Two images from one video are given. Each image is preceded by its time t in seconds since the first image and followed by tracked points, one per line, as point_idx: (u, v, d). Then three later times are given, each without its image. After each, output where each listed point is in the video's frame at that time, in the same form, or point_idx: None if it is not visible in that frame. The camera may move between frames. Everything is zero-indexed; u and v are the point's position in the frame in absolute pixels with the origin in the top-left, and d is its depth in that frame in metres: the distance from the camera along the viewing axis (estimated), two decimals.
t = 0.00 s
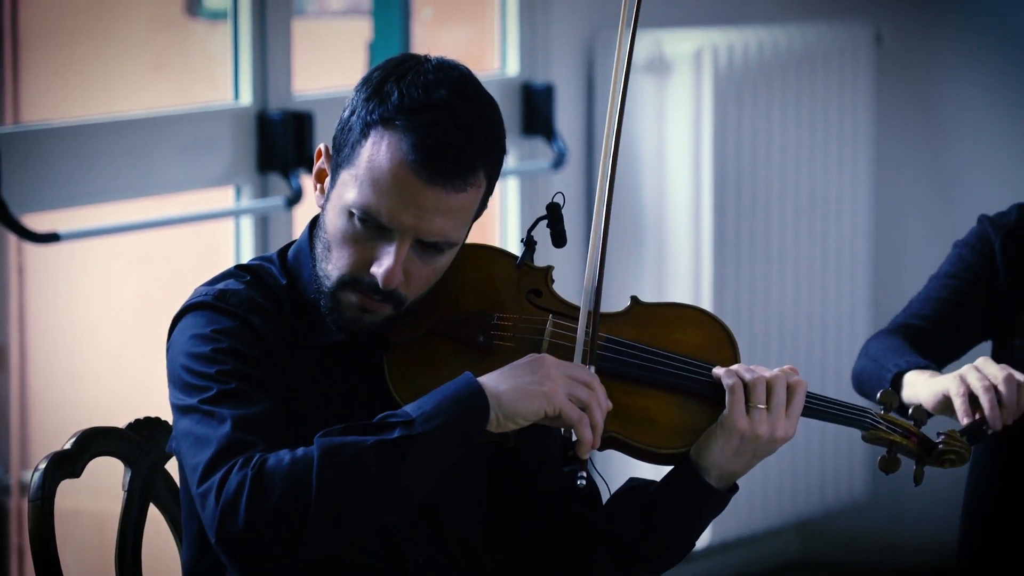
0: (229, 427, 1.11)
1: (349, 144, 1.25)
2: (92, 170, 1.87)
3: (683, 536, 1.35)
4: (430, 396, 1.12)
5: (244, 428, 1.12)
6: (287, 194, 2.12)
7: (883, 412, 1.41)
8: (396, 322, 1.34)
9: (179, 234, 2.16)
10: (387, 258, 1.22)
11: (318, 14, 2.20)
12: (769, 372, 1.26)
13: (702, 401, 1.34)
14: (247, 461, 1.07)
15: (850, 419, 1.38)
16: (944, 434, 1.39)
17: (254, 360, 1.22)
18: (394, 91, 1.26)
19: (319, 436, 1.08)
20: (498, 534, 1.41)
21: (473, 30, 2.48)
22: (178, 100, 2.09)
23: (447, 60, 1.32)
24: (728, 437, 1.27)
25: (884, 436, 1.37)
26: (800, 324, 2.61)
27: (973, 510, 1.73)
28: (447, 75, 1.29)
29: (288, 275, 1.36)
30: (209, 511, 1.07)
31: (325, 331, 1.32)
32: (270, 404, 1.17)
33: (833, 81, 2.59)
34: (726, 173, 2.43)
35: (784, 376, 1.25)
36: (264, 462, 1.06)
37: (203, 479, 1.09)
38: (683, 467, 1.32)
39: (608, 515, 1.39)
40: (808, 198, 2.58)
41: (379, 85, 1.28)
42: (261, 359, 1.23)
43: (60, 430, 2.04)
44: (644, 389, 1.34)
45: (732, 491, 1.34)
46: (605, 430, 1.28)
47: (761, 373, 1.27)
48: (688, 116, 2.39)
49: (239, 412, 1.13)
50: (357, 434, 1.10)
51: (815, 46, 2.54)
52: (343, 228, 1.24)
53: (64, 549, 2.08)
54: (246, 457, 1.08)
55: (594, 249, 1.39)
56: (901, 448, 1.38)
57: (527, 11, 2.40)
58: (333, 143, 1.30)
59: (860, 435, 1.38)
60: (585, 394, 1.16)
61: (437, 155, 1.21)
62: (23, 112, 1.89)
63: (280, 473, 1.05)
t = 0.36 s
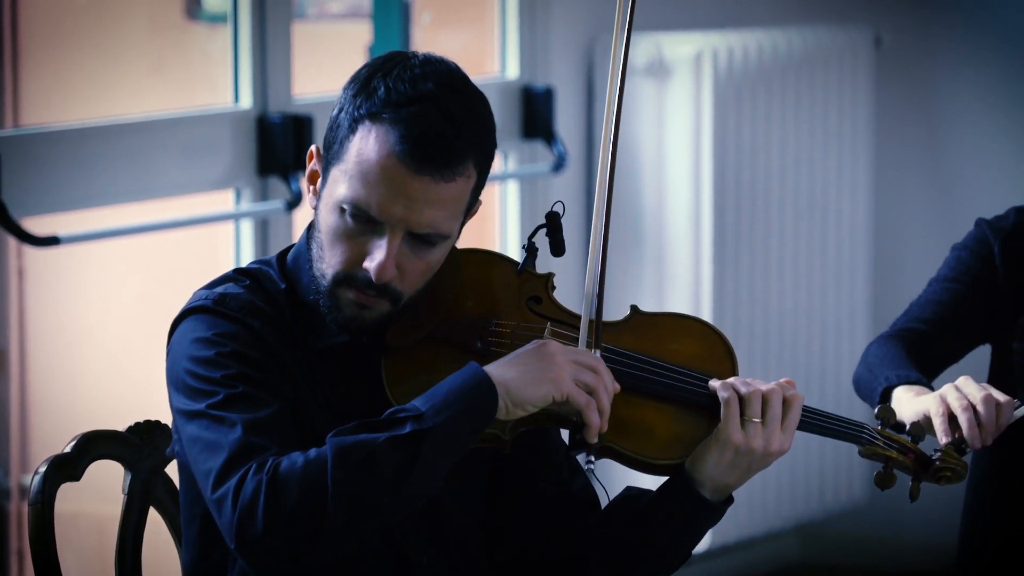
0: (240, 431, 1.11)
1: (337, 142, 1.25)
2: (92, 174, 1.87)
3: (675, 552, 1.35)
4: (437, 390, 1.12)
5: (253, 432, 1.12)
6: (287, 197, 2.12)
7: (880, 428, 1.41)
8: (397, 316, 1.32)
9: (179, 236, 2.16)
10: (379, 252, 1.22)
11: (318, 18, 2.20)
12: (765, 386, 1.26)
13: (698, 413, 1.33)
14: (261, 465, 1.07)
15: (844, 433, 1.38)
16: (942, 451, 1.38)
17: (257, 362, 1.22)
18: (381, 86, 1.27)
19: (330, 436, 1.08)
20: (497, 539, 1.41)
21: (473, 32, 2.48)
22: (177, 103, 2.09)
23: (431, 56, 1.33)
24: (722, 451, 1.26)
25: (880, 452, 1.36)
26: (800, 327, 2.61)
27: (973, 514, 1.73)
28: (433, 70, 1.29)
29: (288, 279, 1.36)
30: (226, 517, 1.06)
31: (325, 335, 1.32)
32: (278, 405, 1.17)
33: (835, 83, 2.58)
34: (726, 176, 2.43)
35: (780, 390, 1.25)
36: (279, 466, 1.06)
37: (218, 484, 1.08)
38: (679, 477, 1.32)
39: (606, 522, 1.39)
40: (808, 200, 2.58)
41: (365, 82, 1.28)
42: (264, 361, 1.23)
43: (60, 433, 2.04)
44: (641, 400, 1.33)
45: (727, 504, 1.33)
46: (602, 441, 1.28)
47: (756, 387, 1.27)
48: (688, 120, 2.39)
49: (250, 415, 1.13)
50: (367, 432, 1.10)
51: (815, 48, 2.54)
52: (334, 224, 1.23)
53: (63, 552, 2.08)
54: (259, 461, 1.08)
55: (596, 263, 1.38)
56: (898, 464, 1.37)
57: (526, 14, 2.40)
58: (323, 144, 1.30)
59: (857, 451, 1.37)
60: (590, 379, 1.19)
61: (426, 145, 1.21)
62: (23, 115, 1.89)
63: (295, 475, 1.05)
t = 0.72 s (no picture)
0: (242, 430, 1.11)
1: (314, 129, 1.26)
2: (91, 175, 1.87)
3: (672, 551, 1.35)
4: (437, 376, 1.13)
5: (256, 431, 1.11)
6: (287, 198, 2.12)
7: (874, 419, 1.41)
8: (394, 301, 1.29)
9: (179, 238, 2.16)
10: (365, 232, 1.21)
11: (318, 18, 2.21)
12: (757, 379, 1.26)
13: (692, 408, 1.33)
14: (265, 463, 1.07)
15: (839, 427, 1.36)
16: (936, 442, 1.39)
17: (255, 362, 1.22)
18: (353, 69, 1.28)
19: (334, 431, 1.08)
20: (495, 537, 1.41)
21: (472, 34, 2.49)
22: (177, 104, 2.09)
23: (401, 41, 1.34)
24: (715, 444, 1.26)
25: (874, 444, 1.37)
26: (799, 327, 2.61)
27: (972, 513, 1.72)
28: (404, 51, 1.30)
29: (281, 280, 1.35)
30: (234, 517, 1.06)
31: (318, 336, 1.32)
32: (279, 402, 1.17)
33: (833, 85, 2.58)
34: (726, 177, 2.43)
35: (772, 383, 1.25)
36: (283, 462, 1.06)
37: (224, 482, 1.08)
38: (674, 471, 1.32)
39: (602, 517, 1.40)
40: (808, 201, 2.58)
41: (337, 68, 1.29)
42: (261, 362, 1.23)
43: (59, 434, 2.04)
44: (636, 396, 1.32)
45: (723, 498, 1.33)
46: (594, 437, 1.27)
47: (749, 380, 1.26)
48: (687, 122, 2.39)
49: (253, 413, 1.13)
50: (369, 424, 1.10)
51: (815, 50, 2.54)
52: (318, 210, 1.23)
53: (63, 553, 2.08)
54: (263, 459, 1.08)
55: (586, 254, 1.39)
56: (892, 455, 1.38)
57: (525, 16, 2.41)
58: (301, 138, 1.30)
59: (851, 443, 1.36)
60: (588, 349, 1.22)
61: (402, 120, 1.21)
62: (23, 116, 1.89)
63: (300, 470, 1.05)
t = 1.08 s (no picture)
0: (228, 438, 1.11)
1: (301, 121, 1.26)
2: (91, 175, 1.87)
3: (672, 549, 1.35)
4: (422, 387, 1.12)
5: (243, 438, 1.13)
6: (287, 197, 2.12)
7: (874, 416, 1.40)
8: (396, 286, 1.28)
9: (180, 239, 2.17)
10: (368, 213, 1.21)
11: (318, 18, 2.21)
12: (756, 376, 1.26)
13: (691, 405, 1.32)
14: (247, 472, 1.07)
15: (837, 424, 1.37)
16: (936, 439, 1.38)
17: (246, 366, 1.22)
18: (331, 58, 1.29)
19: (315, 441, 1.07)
20: (494, 536, 1.41)
21: (472, 34, 2.48)
22: (177, 104, 2.09)
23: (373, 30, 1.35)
24: (714, 441, 1.26)
25: (873, 441, 1.37)
26: (800, 327, 2.61)
27: (974, 512, 1.72)
28: (378, 35, 1.32)
29: (277, 282, 1.36)
30: (216, 524, 1.07)
31: (313, 338, 1.32)
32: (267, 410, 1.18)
33: (834, 85, 2.58)
34: (726, 176, 2.43)
35: (771, 380, 1.24)
36: (265, 471, 1.06)
37: (207, 489, 1.09)
38: (674, 468, 1.33)
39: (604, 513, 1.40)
40: (808, 201, 2.58)
41: (316, 61, 1.30)
42: (254, 367, 1.24)
43: (59, 434, 2.04)
44: (634, 394, 1.32)
45: (723, 495, 1.34)
46: (590, 435, 1.27)
47: (747, 378, 1.26)
48: (688, 123, 2.40)
49: (240, 421, 1.13)
50: (352, 434, 1.09)
51: (815, 49, 2.54)
52: (318, 199, 1.23)
53: (63, 553, 2.08)
54: (247, 467, 1.09)
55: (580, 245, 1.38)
56: (891, 452, 1.37)
57: (526, 16, 2.40)
58: (289, 136, 1.31)
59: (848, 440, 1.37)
60: (574, 361, 1.18)
61: (389, 95, 1.22)
62: (23, 116, 1.89)
63: (281, 480, 1.05)
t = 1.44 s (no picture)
0: (209, 454, 1.13)
1: (299, 118, 1.29)
2: (89, 176, 1.87)
3: (671, 549, 1.35)
4: (404, 413, 1.11)
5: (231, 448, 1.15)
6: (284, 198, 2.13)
7: (872, 421, 1.39)
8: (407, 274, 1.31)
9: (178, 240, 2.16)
10: (384, 198, 1.24)
11: (316, 18, 2.21)
12: (756, 380, 1.26)
13: (689, 407, 1.33)
14: (224, 490, 1.08)
15: (836, 428, 1.38)
16: (934, 445, 1.38)
17: (236, 375, 1.24)
18: (316, 53, 1.31)
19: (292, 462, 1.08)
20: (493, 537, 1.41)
21: (469, 34, 2.48)
22: (174, 104, 2.08)
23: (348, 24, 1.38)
24: (713, 445, 1.26)
25: (873, 446, 1.37)
26: (797, 327, 2.62)
27: (972, 513, 1.73)
28: (357, 26, 1.35)
29: (274, 284, 1.37)
30: (193, 539, 1.09)
31: (310, 338, 1.32)
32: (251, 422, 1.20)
33: (831, 85, 2.59)
34: (723, 176, 2.43)
35: (772, 384, 1.25)
36: (241, 490, 1.07)
37: (185, 505, 1.11)
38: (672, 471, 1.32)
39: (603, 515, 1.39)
40: (805, 201, 2.59)
41: (302, 59, 1.33)
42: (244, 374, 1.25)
43: (57, 435, 2.05)
44: (634, 396, 1.33)
45: (721, 499, 1.34)
46: (589, 437, 1.27)
47: (747, 381, 1.27)
48: (685, 123, 2.40)
49: (223, 434, 1.15)
50: (331, 455, 1.10)
51: (811, 49, 2.54)
52: (331, 192, 1.25)
53: (60, 553, 2.09)
54: (226, 484, 1.10)
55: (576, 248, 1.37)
56: (891, 457, 1.37)
57: (523, 16, 2.40)
58: (284, 138, 1.33)
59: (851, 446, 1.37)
60: (559, 390, 1.15)
61: (387, 80, 1.25)
62: (20, 116, 1.89)
63: (258, 499, 1.06)
